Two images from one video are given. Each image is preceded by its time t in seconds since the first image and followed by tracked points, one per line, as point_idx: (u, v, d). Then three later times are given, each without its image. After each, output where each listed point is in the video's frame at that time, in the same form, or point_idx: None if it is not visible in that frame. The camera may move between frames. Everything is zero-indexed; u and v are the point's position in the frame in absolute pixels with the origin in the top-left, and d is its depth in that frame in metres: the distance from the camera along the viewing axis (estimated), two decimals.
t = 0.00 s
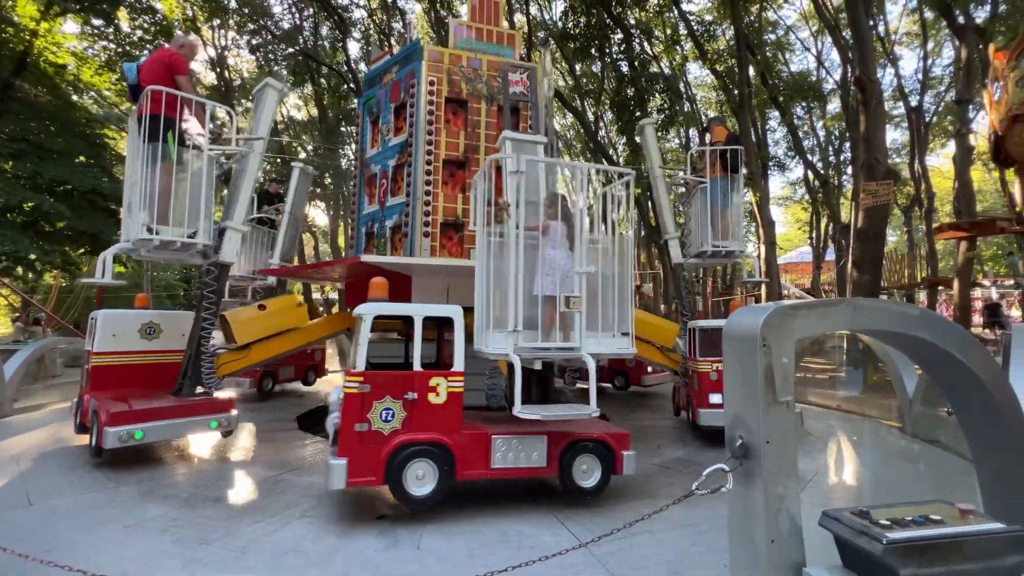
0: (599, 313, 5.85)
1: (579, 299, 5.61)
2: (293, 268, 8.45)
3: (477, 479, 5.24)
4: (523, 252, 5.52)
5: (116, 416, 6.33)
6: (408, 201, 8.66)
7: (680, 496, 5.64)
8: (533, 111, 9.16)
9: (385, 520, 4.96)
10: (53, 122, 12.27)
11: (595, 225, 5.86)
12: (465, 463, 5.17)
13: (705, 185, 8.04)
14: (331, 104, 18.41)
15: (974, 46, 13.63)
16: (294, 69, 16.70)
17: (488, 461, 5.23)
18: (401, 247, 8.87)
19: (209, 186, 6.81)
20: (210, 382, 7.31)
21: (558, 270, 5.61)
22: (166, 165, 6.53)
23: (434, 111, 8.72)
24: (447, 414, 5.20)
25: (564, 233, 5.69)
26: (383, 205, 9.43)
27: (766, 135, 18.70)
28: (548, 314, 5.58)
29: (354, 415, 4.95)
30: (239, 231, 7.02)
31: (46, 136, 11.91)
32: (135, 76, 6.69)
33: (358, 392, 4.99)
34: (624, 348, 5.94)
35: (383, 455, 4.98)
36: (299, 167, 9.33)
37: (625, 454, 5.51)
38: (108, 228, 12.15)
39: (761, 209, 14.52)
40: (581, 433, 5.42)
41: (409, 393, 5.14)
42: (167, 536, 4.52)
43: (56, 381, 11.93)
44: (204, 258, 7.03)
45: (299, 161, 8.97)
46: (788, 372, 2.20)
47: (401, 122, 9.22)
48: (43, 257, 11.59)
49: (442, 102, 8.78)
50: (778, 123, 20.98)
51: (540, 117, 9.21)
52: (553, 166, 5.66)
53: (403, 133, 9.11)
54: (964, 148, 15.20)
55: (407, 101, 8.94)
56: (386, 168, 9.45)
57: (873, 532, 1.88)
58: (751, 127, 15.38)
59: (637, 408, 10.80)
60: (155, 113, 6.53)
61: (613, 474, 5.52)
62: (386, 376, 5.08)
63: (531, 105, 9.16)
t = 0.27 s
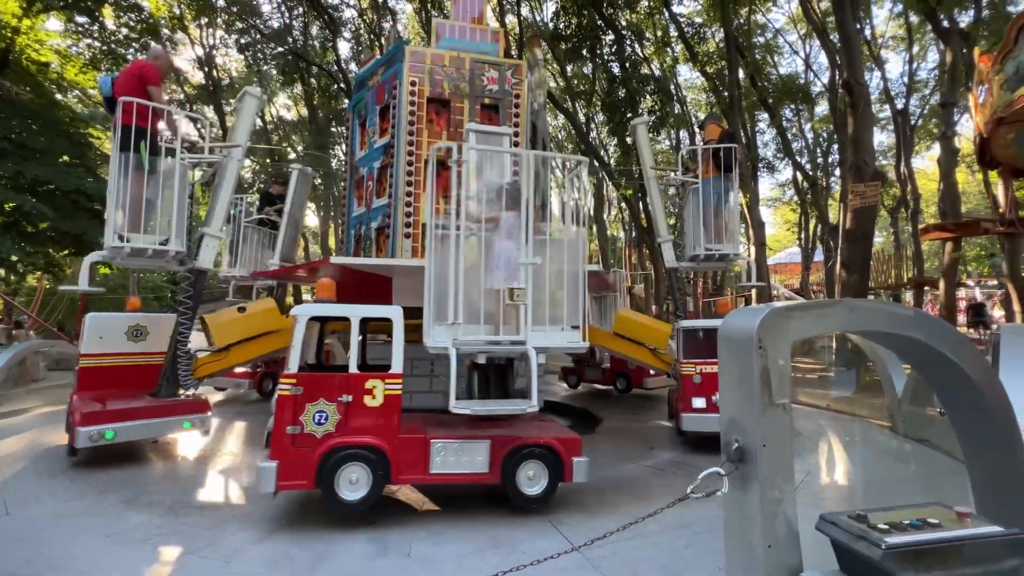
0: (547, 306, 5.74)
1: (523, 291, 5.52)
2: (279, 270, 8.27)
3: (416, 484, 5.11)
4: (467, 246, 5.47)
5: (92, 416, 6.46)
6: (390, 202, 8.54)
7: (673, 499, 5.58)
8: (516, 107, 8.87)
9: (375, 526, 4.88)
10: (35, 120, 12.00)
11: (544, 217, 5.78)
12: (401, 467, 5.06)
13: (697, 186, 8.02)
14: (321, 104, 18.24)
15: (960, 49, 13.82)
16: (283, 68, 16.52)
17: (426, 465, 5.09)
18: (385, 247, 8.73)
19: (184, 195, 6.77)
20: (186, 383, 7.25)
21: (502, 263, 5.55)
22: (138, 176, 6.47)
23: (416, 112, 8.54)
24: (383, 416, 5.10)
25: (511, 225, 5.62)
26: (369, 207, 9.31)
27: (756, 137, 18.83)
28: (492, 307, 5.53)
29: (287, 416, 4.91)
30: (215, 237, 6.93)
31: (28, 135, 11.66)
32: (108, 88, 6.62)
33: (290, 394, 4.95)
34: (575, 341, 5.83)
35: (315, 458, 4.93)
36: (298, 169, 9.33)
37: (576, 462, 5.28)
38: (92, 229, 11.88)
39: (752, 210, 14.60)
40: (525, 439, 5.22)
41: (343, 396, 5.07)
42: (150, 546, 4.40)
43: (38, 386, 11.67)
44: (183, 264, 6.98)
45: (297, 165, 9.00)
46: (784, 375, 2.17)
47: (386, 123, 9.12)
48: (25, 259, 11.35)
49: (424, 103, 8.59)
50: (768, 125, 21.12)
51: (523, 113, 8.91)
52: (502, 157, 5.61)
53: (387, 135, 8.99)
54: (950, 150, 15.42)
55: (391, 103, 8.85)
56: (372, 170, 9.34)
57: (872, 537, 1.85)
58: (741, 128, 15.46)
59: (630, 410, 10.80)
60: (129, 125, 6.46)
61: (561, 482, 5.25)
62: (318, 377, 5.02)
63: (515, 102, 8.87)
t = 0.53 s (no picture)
0: (491, 298, 5.33)
1: (465, 284, 5.12)
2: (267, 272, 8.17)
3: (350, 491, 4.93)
4: (408, 235, 5.11)
5: (60, 417, 6.37)
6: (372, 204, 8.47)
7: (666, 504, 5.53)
8: (499, 105, 8.69)
9: (364, 534, 4.78)
10: (17, 119, 11.74)
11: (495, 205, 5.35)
12: (333, 474, 4.90)
13: (688, 187, 8.00)
14: (312, 105, 18.09)
15: (946, 54, 14.00)
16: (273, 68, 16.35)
17: (360, 472, 4.91)
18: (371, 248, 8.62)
19: (164, 203, 6.65)
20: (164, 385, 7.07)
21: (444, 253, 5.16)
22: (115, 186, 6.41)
23: (398, 113, 8.49)
24: (317, 421, 4.96)
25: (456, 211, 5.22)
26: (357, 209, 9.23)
27: (747, 139, 18.95)
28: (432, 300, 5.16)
29: (216, 420, 4.82)
30: (195, 245, 6.83)
31: (10, 134, 11.42)
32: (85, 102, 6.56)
33: (220, 398, 4.84)
34: (521, 337, 5.35)
35: (246, 463, 4.81)
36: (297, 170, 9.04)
37: (519, 470, 5.01)
38: (76, 230, 11.64)
39: (743, 212, 14.67)
40: (461, 446, 5.00)
41: (276, 400, 4.95)
42: (129, 558, 4.26)
43: (18, 391, 11.39)
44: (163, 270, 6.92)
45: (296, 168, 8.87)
46: (784, 380, 2.13)
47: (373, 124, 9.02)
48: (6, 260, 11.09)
49: (406, 104, 8.53)
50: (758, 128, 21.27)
51: (507, 109, 8.71)
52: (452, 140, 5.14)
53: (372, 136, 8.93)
54: (938, 154, 15.57)
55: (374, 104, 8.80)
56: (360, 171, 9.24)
57: (876, 546, 1.80)
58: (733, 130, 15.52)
59: (622, 412, 10.77)
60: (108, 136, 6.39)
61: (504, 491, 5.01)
62: (249, 380, 4.92)
63: (498, 99, 8.69)
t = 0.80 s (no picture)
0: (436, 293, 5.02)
1: (407, 278, 4.82)
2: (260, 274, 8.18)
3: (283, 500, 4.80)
4: (351, 227, 4.91)
5: (39, 419, 6.30)
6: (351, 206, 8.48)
7: (661, 510, 5.47)
8: (485, 104, 8.57)
9: (353, 544, 4.65)
10: None
11: (451, 199, 5.08)
12: (267, 480, 4.77)
13: (679, 189, 7.96)
14: (302, 106, 17.92)
15: (933, 59, 14.17)
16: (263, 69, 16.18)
17: (295, 480, 4.78)
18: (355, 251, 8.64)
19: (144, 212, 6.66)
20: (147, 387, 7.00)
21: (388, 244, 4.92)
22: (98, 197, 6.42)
23: (381, 116, 8.52)
24: (251, 427, 4.86)
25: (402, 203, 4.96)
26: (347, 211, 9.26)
27: (738, 143, 19.06)
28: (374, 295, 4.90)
29: (152, 425, 4.81)
30: (175, 253, 6.73)
31: None
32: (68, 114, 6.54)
33: (155, 402, 4.84)
34: (468, 334, 5.00)
35: (180, 468, 4.76)
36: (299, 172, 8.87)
37: (463, 481, 4.78)
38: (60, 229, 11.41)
39: (735, 215, 14.71)
40: (402, 455, 4.82)
41: (213, 404, 4.90)
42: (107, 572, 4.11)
43: None
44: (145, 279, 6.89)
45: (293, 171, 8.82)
46: (787, 387, 2.07)
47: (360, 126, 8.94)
48: None
49: (388, 107, 8.56)
50: (749, 131, 21.43)
51: (493, 107, 8.58)
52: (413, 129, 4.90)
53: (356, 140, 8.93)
54: (925, 158, 15.77)
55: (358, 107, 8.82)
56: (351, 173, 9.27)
57: (885, 559, 1.73)
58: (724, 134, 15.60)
59: (615, 416, 10.71)
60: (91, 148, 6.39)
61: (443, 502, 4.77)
62: (186, 385, 4.89)
63: (484, 98, 8.57)
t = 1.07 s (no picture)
0: (373, 285, 4.83)
1: (341, 269, 4.71)
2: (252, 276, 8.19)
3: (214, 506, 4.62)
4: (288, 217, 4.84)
5: (19, 420, 6.26)
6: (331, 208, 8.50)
7: (657, 515, 5.39)
8: (468, 101, 8.43)
9: (342, 553, 4.53)
10: None
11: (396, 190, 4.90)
12: (196, 486, 4.60)
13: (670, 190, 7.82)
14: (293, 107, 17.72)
15: (921, 63, 14.31)
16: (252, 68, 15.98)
17: (226, 486, 4.60)
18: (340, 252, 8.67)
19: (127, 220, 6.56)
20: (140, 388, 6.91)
21: (327, 235, 4.82)
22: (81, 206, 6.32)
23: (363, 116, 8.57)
24: (183, 431, 4.68)
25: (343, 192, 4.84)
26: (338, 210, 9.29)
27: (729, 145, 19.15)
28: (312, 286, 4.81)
29: (84, 427, 4.68)
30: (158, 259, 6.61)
31: None
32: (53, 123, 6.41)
33: (88, 404, 4.71)
34: (406, 326, 4.77)
35: (111, 472, 4.60)
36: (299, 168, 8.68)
37: (397, 489, 4.52)
38: (41, 229, 11.14)
39: (727, 217, 14.73)
40: (337, 460, 4.61)
41: (145, 407, 4.74)
42: None
43: None
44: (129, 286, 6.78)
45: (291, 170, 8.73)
46: (791, 390, 2.01)
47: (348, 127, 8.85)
48: None
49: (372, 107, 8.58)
50: (740, 134, 21.55)
51: (476, 103, 8.45)
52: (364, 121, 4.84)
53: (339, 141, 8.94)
54: (913, 160, 15.93)
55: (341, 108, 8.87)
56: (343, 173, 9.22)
57: (897, 570, 1.66)
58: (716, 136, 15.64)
59: (608, 418, 10.64)
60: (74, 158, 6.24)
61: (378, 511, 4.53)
62: (118, 388, 4.74)
63: (466, 94, 8.46)
